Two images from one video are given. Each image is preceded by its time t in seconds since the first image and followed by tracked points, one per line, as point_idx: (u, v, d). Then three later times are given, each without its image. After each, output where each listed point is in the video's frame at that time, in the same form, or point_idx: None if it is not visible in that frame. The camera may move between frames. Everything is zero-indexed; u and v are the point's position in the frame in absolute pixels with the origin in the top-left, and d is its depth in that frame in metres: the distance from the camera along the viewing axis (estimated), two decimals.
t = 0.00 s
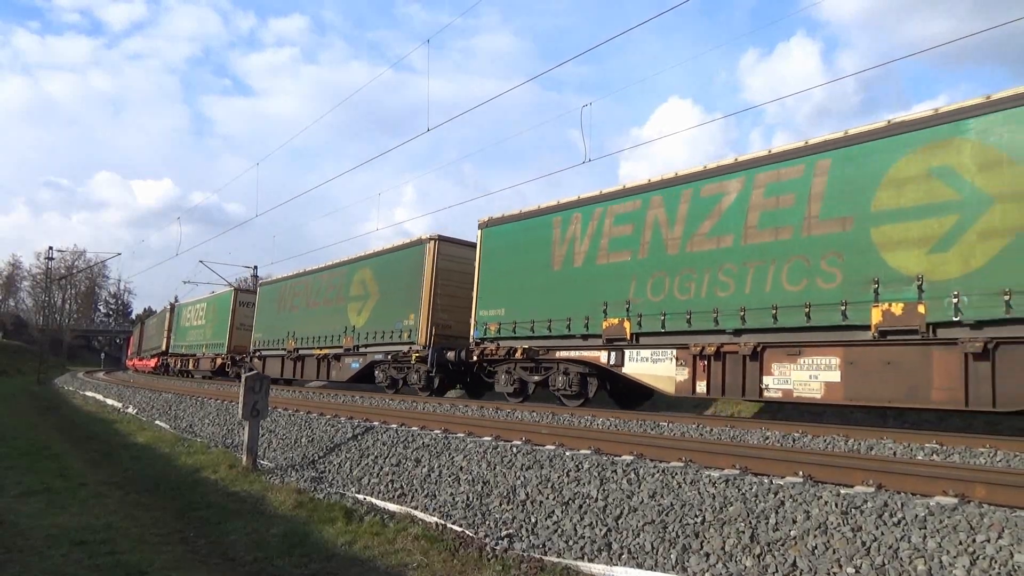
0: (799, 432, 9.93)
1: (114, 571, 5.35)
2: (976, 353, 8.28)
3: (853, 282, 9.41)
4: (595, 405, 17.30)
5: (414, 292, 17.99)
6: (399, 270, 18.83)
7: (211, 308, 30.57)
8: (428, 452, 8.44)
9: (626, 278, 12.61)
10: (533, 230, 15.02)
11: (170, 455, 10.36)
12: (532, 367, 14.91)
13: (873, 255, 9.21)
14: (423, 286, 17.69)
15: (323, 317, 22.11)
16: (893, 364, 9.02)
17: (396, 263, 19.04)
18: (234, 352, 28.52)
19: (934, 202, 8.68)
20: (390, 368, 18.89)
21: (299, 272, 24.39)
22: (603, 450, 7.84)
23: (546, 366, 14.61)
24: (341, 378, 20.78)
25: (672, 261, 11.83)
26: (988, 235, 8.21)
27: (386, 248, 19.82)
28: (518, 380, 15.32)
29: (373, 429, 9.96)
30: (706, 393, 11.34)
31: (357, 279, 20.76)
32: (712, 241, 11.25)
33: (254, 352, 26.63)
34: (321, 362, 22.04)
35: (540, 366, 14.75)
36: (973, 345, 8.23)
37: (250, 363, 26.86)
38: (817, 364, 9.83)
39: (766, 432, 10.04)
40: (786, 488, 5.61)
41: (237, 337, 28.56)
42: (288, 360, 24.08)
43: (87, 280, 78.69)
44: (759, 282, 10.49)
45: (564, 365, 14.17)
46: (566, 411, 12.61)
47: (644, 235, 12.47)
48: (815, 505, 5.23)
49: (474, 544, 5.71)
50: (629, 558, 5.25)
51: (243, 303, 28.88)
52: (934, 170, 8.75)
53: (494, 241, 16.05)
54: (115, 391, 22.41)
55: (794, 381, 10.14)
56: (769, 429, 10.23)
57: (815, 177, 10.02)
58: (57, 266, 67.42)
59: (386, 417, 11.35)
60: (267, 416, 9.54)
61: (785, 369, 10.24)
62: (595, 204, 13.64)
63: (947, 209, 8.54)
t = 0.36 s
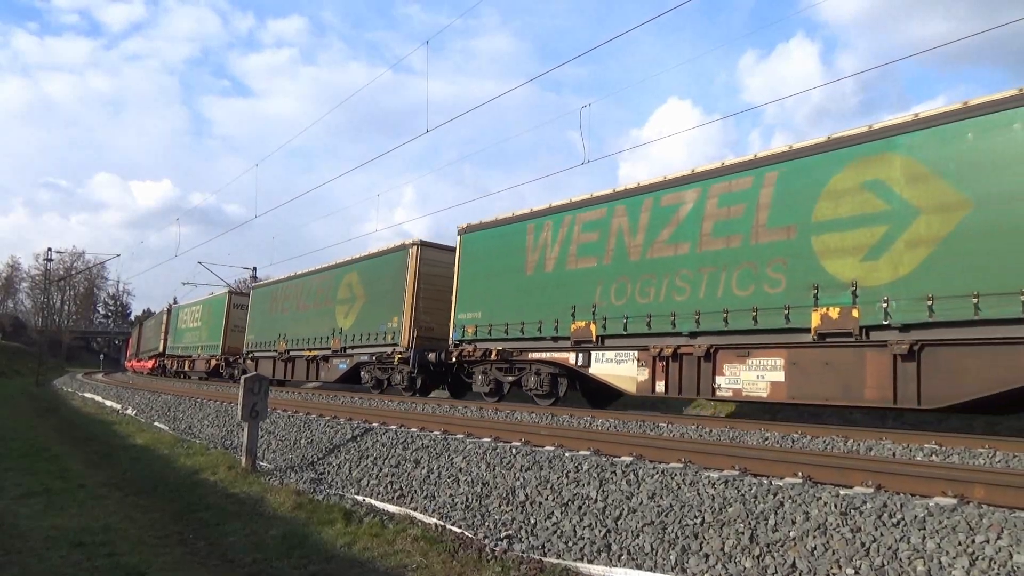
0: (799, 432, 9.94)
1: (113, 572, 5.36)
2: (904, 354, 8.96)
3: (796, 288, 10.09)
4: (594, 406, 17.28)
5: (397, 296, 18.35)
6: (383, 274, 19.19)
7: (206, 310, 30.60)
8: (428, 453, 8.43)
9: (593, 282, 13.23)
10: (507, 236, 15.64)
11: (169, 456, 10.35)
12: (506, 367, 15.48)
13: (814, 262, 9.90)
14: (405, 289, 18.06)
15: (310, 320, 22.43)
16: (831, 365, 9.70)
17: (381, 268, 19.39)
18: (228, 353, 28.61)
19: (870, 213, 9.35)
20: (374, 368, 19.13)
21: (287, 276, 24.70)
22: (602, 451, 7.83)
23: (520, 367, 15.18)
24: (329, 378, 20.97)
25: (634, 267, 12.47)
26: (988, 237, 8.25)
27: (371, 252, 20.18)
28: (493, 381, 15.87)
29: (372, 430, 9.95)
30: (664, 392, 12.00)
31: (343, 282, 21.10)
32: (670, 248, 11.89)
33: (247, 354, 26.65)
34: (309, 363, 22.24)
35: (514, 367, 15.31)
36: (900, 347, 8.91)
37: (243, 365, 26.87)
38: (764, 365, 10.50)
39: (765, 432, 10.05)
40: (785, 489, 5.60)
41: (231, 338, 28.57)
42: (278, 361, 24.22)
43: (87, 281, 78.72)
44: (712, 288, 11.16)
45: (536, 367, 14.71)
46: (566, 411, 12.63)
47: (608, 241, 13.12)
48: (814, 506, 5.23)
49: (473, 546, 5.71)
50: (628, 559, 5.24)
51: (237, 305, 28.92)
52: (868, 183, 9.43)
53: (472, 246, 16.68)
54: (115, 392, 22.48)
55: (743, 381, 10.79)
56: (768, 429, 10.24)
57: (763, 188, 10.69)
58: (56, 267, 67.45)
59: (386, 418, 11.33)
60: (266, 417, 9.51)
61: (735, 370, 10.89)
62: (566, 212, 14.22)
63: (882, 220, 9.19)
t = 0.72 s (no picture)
0: (798, 433, 9.94)
1: (111, 573, 5.36)
2: (841, 355, 9.70)
3: (746, 292, 10.81)
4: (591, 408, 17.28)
5: (382, 299, 18.62)
6: (368, 277, 19.47)
7: (201, 311, 30.68)
8: (428, 454, 8.44)
9: (564, 286, 13.93)
10: (485, 241, 16.31)
11: (167, 458, 10.32)
12: (483, 368, 16.01)
13: (762, 268, 10.62)
14: (390, 293, 18.35)
15: (298, 323, 22.66)
16: (777, 366, 10.46)
17: (367, 271, 19.65)
18: (222, 354, 28.65)
19: (813, 222, 10.08)
20: (359, 369, 19.33)
21: (276, 280, 24.94)
22: (600, 452, 7.85)
23: (496, 368, 15.68)
24: (318, 378, 21.04)
25: (600, 272, 13.23)
26: (993, 240, 8.32)
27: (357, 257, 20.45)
28: (471, 381, 16.31)
29: (372, 431, 9.94)
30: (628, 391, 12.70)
31: (330, 286, 21.35)
32: (633, 255, 12.64)
33: (240, 355, 26.66)
34: (298, 364, 22.37)
35: (490, 368, 15.81)
36: (838, 349, 9.65)
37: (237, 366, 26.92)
38: (718, 365, 11.21)
39: (765, 433, 10.05)
40: (784, 490, 5.61)
41: (225, 339, 28.62)
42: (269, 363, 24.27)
43: (86, 282, 78.67)
44: (672, 292, 11.90)
45: (511, 368, 15.22)
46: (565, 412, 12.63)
47: (578, 248, 13.82)
48: (813, 507, 5.23)
49: (473, 547, 5.71)
50: (627, 560, 5.24)
51: (232, 307, 29.02)
52: (811, 195, 10.17)
53: (452, 251, 17.33)
54: (115, 392, 22.61)
55: (699, 381, 11.54)
56: (768, 430, 10.24)
57: (718, 198, 11.44)
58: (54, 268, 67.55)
59: (385, 419, 11.32)
60: (265, 418, 9.51)
61: (692, 370, 11.62)
62: (539, 219, 14.98)
63: (823, 229, 9.92)
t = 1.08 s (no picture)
0: (796, 435, 9.94)
1: (111, 573, 5.36)
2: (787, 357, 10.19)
3: (704, 298, 11.26)
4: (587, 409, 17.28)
5: (368, 302, 18.71)
6: (356, 281, 19.56)
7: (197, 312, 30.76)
8: (427, 455, 8.44)
9: (537, 290, 14.25)
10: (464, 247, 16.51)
11: (166, 458, 10.30)
12: (463, 368, 16.17)
13: (719, 275, 11.07)
14: (376, 296, 18.43)
15: (288, 325, 22.76)
16: (731, 367, 10.89)
17: (354, 275, 19.73)
18: (217, 355, 28.71)
19: (763, 232, 10.59)
20: (346, 369, 19.38)
21: (268, 282, 25.07)
22: (600, 452, 7.87)
23: (475, 369, 15.85)
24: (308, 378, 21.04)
25: (572, 277, 13.57)
26: (981, 242, 8.29)
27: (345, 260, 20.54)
28: (451, 382, 16.46)
29: (371, 432, 9.94)
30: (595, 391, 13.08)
31: (319, 289, 21.44)
32: (601, 261, 12.99)
33: (234, 356, 26.70)
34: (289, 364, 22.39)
35: (469, 369, 15.99)
36: (784, 351, 10.15)
37: (231, 367, 26.95)
38: (678, 367, 11.64)
39: (763, 435, 10.05)
40: (783, 492, 5.61)
41: (220, 340, 28.69)
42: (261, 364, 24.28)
43: (85, 282, 78.68)
44: (637, 296, 12.29)
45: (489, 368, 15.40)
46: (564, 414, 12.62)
47: (551, 254, 14.11)
48: (813, 509, 5.23)
49: (472, 548, 5.71)
50: (626, 562, 5.24)
51: (227, 308, 29.13)
52: (763, 205, 10.65)
53: (431, 258, 17.52)
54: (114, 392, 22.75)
55: (661, 381, 11.94)
56: (766, 432, 10.24)
57: (711, 200, 11.40)
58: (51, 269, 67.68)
59: (383, 420, 11.33)
60: (265, 419, 9.51)
61: (654, 371, 12.06)
62: (515, 226, 15.23)
63: (772, 237, 10.43)
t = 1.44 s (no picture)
0: (795, 436, 9.94)
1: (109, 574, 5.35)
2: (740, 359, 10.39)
3: (665, 302, 11.42)
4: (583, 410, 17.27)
5: (355, 305, 18.74)
6: (344, 283, 19.59)
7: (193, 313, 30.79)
8: (426, 455, 8.43)
9: (511, 294, 14.32)
10: (445, 252, 16.52)
11: (165, 459, 10.29)
12: (445, 369, 16.23)
13: (678, 281, 11.24)
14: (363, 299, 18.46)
15: (279, 327, 22.78)
16: (691, 368, 11.08)
17: (343, 278, 19.75)
18: (212, 356, 28.74)
19: (719, 240, 10.78)
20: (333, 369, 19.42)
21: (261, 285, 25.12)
22: (598, 454, 7.86)
23: (456, 369, 15.89)
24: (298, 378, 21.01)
25: (544, 282, 13.63)
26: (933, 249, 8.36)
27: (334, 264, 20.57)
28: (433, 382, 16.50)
29: (369, 432, 9.95)
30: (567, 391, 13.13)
31: (308, 292, 21.46)
32: (572, 266, 13.07)
33: (228, 357, 26.70)
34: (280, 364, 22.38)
35: (450, 369, 16.03)
36: (737, 353, 10.33)
37: (225, 367, 26.96)
38: (642, 368, 11.78)
39: (762, 436, 10.05)
40: (782, 493, 5.61)
41: (215, 341, 28.71)
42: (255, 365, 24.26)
43: (83, 283, 78.67)
44: (605, 300, 12.39)
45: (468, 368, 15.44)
46: (563, 415, 12.63)
47: (526, 259, 14.17)
48: (811, 510, 5.23)
49: (471, 548, 5.72)
50: (625, 563, 5.24)
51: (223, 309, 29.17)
52: (723, 213, 10.79)
53: (415, 261, 17.50)
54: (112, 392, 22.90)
55: (626, 381, 12.06)
56: (765, 433, 10.25)
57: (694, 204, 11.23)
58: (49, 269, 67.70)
59: (382, 420, 11.34)
60: (264, 420, 9.51)
61: (620, 372, 12.18)
62: (493, 232, 15.24)
63: (729, 245, 10.61)
